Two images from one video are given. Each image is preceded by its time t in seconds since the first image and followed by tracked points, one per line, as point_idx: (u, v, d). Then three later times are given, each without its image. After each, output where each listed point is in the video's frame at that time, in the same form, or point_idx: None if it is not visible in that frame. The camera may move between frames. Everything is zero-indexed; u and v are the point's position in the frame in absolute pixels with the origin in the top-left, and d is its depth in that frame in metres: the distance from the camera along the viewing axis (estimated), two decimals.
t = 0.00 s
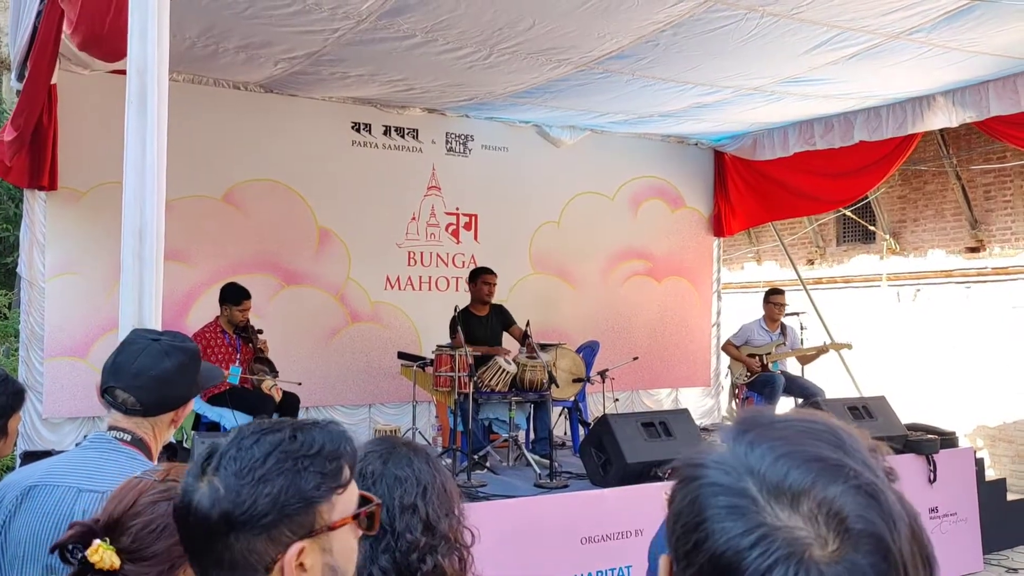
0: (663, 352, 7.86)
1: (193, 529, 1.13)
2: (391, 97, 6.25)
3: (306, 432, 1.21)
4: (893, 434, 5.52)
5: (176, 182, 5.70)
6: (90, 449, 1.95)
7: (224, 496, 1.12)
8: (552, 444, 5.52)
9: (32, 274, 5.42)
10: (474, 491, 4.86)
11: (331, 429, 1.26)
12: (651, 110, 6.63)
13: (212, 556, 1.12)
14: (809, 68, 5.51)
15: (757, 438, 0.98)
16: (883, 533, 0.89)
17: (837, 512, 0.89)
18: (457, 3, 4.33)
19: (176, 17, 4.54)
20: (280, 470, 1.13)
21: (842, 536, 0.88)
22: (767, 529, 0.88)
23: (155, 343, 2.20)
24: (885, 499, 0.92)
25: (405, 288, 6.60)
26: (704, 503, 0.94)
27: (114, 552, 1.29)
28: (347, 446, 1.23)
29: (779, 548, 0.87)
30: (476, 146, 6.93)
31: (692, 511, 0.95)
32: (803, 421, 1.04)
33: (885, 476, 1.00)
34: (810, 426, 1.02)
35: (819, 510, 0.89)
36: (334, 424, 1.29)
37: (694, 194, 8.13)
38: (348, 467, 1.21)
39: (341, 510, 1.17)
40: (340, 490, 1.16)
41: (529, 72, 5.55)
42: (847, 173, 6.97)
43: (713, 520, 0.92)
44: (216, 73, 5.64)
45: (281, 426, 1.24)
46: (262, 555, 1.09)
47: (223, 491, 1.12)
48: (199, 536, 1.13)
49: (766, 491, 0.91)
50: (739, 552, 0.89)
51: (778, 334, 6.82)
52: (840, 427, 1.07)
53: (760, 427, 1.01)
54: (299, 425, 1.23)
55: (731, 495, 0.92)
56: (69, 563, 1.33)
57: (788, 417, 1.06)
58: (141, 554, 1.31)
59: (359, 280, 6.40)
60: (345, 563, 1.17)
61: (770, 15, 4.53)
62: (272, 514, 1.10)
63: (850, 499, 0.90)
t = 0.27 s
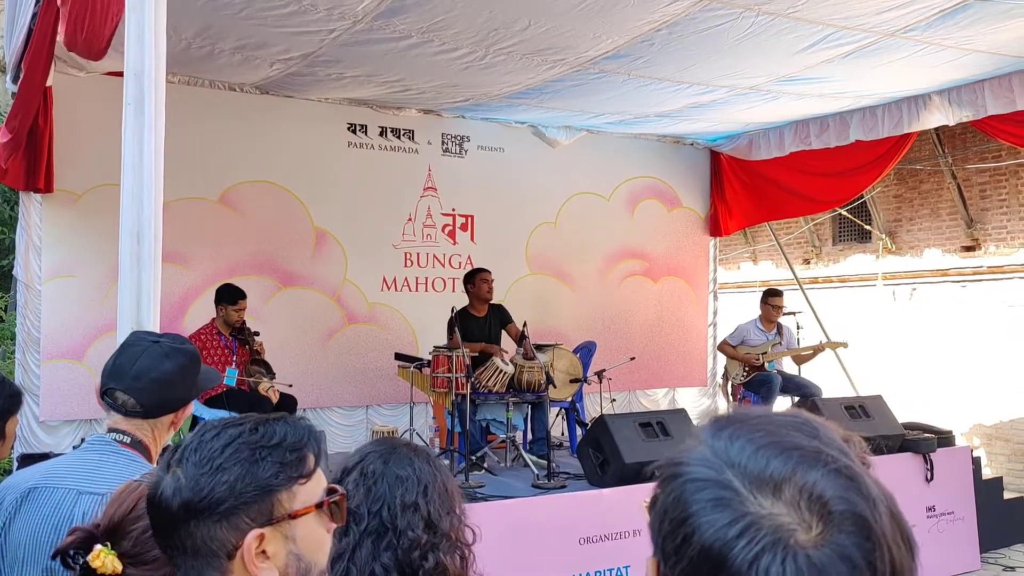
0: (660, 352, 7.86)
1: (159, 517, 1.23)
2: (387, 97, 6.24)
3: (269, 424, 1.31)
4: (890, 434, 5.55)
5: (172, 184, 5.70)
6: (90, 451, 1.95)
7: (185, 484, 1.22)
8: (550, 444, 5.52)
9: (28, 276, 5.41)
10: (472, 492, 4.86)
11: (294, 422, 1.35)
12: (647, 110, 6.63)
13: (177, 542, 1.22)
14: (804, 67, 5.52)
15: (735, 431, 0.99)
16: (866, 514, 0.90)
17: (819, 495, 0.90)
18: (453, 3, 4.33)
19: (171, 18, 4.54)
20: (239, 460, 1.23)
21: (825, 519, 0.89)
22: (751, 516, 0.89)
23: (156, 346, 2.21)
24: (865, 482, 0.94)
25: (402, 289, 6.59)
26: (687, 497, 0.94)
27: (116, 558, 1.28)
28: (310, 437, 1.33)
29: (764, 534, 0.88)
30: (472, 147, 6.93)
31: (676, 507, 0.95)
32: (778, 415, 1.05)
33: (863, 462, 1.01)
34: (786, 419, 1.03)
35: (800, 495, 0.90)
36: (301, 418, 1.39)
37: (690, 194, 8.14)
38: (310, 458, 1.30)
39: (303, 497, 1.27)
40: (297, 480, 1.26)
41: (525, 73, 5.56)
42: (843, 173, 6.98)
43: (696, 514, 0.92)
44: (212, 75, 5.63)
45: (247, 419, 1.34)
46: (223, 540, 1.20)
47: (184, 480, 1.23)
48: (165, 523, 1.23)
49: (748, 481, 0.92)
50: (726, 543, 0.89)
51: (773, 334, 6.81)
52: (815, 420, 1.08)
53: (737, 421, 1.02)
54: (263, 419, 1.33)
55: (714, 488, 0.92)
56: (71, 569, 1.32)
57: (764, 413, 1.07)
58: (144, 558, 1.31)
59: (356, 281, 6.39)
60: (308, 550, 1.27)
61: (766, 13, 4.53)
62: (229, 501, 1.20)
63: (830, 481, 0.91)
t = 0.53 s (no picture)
0: (658, 351, 7.87)
1: (138, 516, 1.26)
2: (385, 97, 6.24)
3: (245, 422, 1.34)
4: (889, 432, 5.59)
5: (170, 185, 5.69)
6: (89, 453, 1.94)
7: (162, 482, 1.25)
8: (549, 443, 5.51)
9: (26, 277, 5.40)
10: (472, 491, 4.86)
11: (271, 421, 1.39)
12: (645, 108, 6.63)
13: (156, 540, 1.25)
14: (802, 64, 5.52)
15: (714, 429, 1.04)
16: (843, 504, 0.95)
17: (798, 489, 0.95)
18: (451, 2, 4.32)
19: (169, 17, 4.53)
20: (215, 456, 1.27)
21: (804, 512, 0.94)
22: (732, 511, 0.94)
23: (155, 347, 2.21)
24: (842, 473, 0.98)
25: (400, 289, 6.59)
26: (669, 495, 0.99)
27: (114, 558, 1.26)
28: (288, 434, 1.37)
29: (744, 530, 0.93)
30: (470, 146, 6.93)
31: (659, 505, 1.00)
32: (756, 413, 1.10)
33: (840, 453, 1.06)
34: (764, 416, 1.08)
35: (779, 489, 0.95)
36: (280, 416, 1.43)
37: (689, 193, 8.14)
38: (288, 454, 1.34)
39: (281, 492, 1.30)
40: (273, 476, 1.29)
41: (523, 71, 5.55)
42: (840, 172, 6.99)
43: (679, 511, 0.97)
44: (210, 75, 5.63)
45: (225, 418, 1.37)
46: (202, 537, 1.23)
47: (160, 478, 1.26)
48: (144, 523, 1.26)
49: (728, 478, 0.97)
50: (708, 539, 0.94)
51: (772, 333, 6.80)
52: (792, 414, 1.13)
53: (717, 419, 1.07)
54: (240, 417, 1.36)
55: (695, 485, 0.97)
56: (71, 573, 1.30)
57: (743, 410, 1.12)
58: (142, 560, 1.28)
59: (354, 281, 6.39)
60: (289, 545, 1.30)
61: (763, 10, 4.53)
62: (206, 497, 1.23)
63: (809, 475, 0.96)
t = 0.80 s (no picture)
0: (658, 350, 7.86)
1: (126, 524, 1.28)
2: (385, 96, 6.23)
3: (227, 425, 1.34)
4: (890, 430, 5.60)
5: (170, 185, 5.69)
6: (89, 455, 1.93)
7: (145, 489, 1.26)
8: (550, 442, 5.51)
9: (26, 278, 5.40)
10: (472, 491, 4.85)
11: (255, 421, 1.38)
12: (644, 106, 6.63)
13: (145, 547, 1.26)
14: (801, 62, 5.52)
15: (714, 433, 1.04)
16: (844, 507, 0.95)
17: (798, 492, 0.95)
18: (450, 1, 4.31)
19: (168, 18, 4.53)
20: (195, 462, 1.27)
21: (805, 515, 0.94)
22: (733, 515, 0.94)
23: (154, 348, 2.21)
24: (842, 476, 0.99)
25: (400, 289, 6.59)
26: (670, 499, 0.98)
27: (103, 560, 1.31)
28: (273, 434, 1.36)
29: (746, 533, 0.92)
30: (469, 146, 6.93)
31: (659, 510, 0.99)
32: (754, 416, 1.10)
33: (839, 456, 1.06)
34: (763, 419, 1.08)
35: (780, 491, 0.95)
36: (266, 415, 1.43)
37: (688, 191, 8.14)
38: (271, 453, 1.33)
39: (266, 493, 1.30)
40: (256, 476, 1.29)
41: (523, 70, 5.55)
42: (840, 170, 6.98)
43: (680, 515, 0.97)
44: (209, 75, 5.62)
45: (208, 420, 1.37)
46: (188, 542, 1.24)
47: (144, 486, 1.27)
48: (132, 529, 1.27)
49: (728, 481, 0.96)
50: (710, 543, 0.93)
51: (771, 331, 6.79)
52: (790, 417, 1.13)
53: (716, 422, 1.07)
54: (223, 420, 1.36)
55: (695, 489, 0.97)
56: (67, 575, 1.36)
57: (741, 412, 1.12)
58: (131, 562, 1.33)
59: (355, 281, 6.38)
60: (278, 545, 1.30)
61: (762, 8, 4.53)
62: (188, 503, 1.24)
63: (808, 478, 0.96)
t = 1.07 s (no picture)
0: (662, 349, 7.84)
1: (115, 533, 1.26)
2: (388, 96, 6.21)
3: (210, 430, 1.31)
4: (895, 429, 5.58)
5: (172, 186, 5.67)
6: (93, 456, 1.92)
7: (132, 500, 1.24)
8: (554, 442, 5.49)
9: (29, 279, 5.39)
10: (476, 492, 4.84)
11: (239, 422, 1.35)
12: (648, 105, 6.60)
13: (136, 557, 1.25)
14: (805, 60, 5.49)
15: (723, 431, 1.04)
16: (850, 509, 0.95)
17: (805, 492, 0.95)
18: None
19: (170, 18, 4.51)
20: (179, 471, 1.24)
21: (811, 515, 0.94)
22: (739, 513, 0.94)
23: (158, 349, 2.20)
24: (850, 478, 0.99)
25: (403, 288, 6.57)
26: (678, 494, 0.99)
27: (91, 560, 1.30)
28: (258, 436, 1.34)
29: (752, 530, 0.93)
30: (472, 145, 6.91)
31: (665, 506, 1.00)
32: (766, 415, 1.11)
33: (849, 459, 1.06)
34: (773, 419, 1.09)
35: (786, 491, 0.95)
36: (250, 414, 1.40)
37: (692, 190, 8.12)
38: (257, 457, 1.31)
39: (254, 498, 1.28)
40: (243, 481, 1.27)
41: (526, 69, 5.53)
42: (843, 168, 6.96)
43: (686, 511, 0.97)
44: (211, 75, 5.61)
45: (191, 425, 1.34)
46: (179, 552, 1.22)
47: (131, 495, 1.24)
48: (121, 539, 1.26)
49: (735, 480, 0.97)
50: (714, 541, 0.94)
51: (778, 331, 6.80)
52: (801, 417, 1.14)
53: (727, 421, 1.07)
54: (205, 424, 1.33)
55: (701, 487, 0.98)
56: None
57: (752, 412, 1.13)
58: (117, 561, 1.30)
59: (358, 281, 6.37)
60: (270, 550, 1.29)
61: (766, 6, 4.50)
62: (174, 514, 1.22)
63: (815, 478, 0.96)
